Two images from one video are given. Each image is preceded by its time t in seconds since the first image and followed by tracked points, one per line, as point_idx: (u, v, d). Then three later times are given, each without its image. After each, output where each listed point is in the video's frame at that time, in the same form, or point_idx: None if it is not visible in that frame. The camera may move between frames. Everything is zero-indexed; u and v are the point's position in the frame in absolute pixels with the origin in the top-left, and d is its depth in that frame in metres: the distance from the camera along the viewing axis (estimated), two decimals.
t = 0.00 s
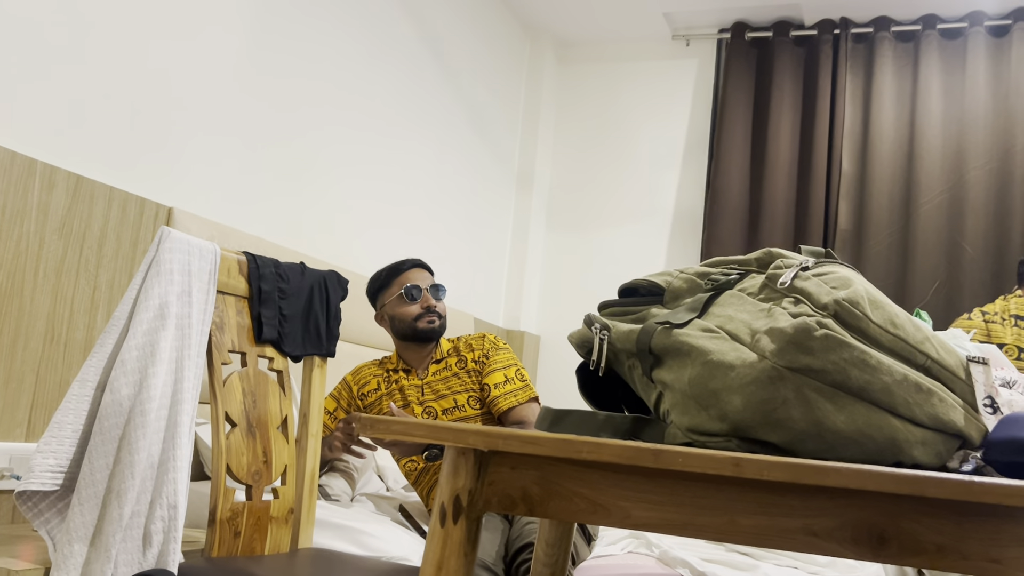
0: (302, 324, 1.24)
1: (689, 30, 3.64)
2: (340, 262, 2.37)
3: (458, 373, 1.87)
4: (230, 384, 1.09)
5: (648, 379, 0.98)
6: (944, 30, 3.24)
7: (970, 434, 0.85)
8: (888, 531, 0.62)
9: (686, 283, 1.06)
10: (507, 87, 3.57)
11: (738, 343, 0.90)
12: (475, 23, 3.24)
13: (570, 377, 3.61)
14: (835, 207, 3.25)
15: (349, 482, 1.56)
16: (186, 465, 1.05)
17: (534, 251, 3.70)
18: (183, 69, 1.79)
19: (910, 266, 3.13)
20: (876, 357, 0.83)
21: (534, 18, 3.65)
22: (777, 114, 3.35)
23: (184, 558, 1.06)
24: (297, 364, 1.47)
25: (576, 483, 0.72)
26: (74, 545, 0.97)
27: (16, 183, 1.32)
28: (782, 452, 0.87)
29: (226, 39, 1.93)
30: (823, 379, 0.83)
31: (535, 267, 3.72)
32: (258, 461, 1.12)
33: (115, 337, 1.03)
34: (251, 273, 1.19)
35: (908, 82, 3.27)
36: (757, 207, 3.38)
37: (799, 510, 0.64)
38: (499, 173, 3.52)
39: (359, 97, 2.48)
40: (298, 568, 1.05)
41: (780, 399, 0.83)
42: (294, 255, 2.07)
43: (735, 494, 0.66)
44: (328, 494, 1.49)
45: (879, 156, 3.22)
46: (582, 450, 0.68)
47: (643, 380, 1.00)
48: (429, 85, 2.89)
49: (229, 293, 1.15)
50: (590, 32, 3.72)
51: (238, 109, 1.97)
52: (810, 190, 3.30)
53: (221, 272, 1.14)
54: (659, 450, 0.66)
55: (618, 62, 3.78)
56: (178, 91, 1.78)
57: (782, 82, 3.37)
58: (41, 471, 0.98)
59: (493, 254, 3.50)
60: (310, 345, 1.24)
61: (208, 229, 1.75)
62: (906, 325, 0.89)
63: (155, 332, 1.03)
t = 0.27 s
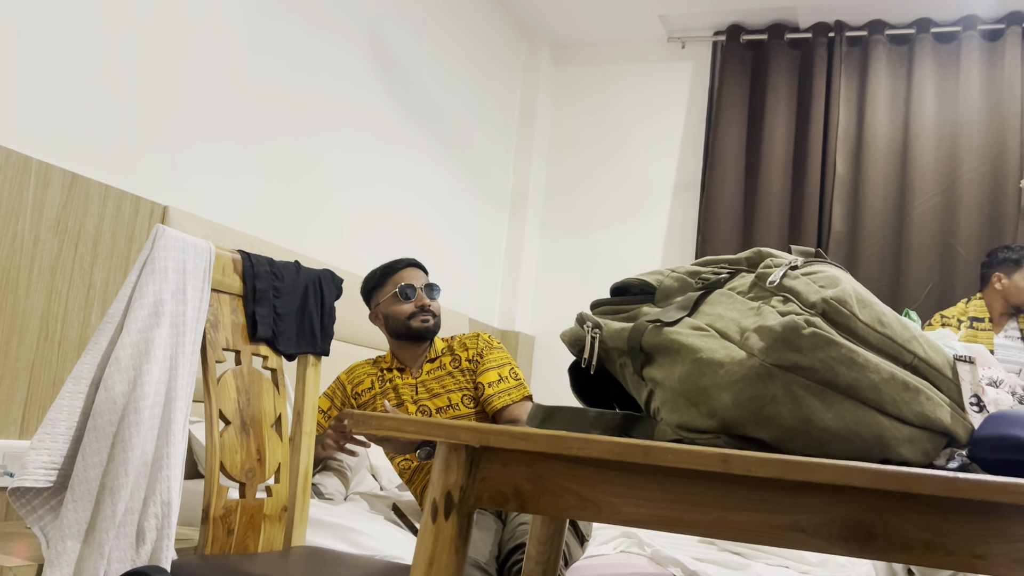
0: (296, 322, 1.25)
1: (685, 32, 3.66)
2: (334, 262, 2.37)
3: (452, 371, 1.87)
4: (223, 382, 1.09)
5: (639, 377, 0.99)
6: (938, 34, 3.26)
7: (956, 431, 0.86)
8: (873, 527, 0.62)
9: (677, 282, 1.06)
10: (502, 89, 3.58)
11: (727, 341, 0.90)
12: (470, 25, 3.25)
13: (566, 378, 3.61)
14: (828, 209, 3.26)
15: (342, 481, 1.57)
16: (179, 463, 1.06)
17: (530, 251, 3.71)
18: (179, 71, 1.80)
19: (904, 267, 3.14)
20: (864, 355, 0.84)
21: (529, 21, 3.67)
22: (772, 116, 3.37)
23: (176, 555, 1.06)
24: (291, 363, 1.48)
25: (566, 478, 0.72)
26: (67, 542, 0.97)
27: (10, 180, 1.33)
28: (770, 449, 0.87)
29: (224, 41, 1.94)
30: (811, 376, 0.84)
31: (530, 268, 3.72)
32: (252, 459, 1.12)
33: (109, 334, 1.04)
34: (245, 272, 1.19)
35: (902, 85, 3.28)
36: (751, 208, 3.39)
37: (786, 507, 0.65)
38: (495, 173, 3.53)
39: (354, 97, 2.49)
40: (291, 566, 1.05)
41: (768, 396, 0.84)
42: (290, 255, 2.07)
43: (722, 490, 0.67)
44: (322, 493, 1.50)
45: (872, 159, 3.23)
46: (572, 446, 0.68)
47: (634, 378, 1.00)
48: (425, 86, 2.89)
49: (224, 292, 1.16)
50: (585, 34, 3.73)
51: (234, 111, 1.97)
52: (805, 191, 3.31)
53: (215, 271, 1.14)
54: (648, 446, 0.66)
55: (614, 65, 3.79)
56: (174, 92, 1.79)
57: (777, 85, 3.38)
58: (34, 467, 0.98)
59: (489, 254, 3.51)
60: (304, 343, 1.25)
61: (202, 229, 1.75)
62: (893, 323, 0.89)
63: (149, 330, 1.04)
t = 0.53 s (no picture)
0: (303, 320, 1.29)
1: (678, 43, 3.70)
2: (339, 261, 2.41)
3: (454, 368, 1.91)
4: (233, 377, 1.13)
5: (634, 372, 1.02)
6: (922, 46, 3.30)
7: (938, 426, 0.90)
8: (860, 518, 0.65)
9: (670, 281, 1.10)
10: (502, 93, 3.62)
11: (718, 338, 0.94)
12: (471, 30, 3.28)
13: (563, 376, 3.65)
14: (817, 213, 3.29)
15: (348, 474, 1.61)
16: (189, 454, 1.09)
17: (528, 251, 3.75)
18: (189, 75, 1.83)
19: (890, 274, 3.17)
20: (850, 352, 0.87)
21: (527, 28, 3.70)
22: (764, 121, 3.41)
23: (187, 545, 1.10)
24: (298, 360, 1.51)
25: (563, 470, 0.76)
26: (81, 531, 1.01)
27: (29, 183, 1.36)
28: (760, 442, 0.91)
29: (233, 46, 1.98)
30: (799, 372, 0.87)
31: (528, 268, 3.76)
32: (260, 452, 1.16)
33: (122, 330, 1.07)
34: (254, 271, 1.23)
35: (889, 92, 3.32)
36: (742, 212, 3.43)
37: (775, 498, 0.67)
38: (495, 174, 3.57)
39: (357, 101, 2.52)
40: (297, 557, 1.08)
41: (757, 392, 0.88)
42: (295, 254, 2.11)
43: (715, 482, 0.70)
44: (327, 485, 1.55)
45: (859, 166, 3.27)
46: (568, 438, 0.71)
47: (629, 373, 1.04)
48: (426, 90, 2.93)
49: (233, 290, 1.20)
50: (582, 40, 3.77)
51: (242, 114, 2.01)
52: (793, 192, 3.34)
53: (225, 270, 1.18)
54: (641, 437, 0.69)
55: (609, 71, 3.83)
56: (185, 96, 1.82)
57: (767, 93, 3.43)
58: (50, 459, 1.02)
59: (490, 254, 3.55)
60: (311, 340, 1.29)
61: (211, 230, 1.79)
62: (879, 322, 0.93)
63: (161, 326, 1.08)
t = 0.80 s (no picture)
0: (337, 320, 1.52)
1: (648, 96, 3.91)
2: (363, 271, 2.64)
3: (462, 362, 2.16)
4: (280, 366, 1.38)
5: (615, 359, 1.25)
6: (847, 98, 3.54)
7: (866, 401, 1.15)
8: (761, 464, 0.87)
9: (644, 283, 1.32)
10: (505, 114, 3.82)
11: (685, 329, 1.20)
12: (476, 59, 3.51)
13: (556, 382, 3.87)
14: (783, 229, 3.49)
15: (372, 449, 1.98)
16: (243, 429, 1.33)
17: (522, 264, 3.97)
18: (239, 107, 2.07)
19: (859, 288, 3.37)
20: (792, 340, 1.14)
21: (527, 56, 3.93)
22: (715, 159, 3.64)
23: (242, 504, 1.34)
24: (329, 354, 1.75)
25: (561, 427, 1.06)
26: (156, 489, 1.25)
27: (115, 204, 1.60)
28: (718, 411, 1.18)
29: (275, 80, 2.21)
30: (753, 356, 1.14)
31: (523, 279, 3.99)
32: (301, 429, 1.41)
33: (189, 327, 1.31)
34: (297, 279, 1.47)
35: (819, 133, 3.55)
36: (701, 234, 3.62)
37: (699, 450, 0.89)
38: (499, 194, 3.78)
39: (377, 131, 2.75)
40: (333, 515, 1.32)
41: (721, 369, 1.15)
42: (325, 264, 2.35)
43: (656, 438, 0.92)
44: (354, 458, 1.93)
45: (795, 200, 3.50)
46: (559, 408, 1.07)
47: (609, 358, 1.27)
48: (435, 115, 3.15)
49: (279, 294, 1.44)
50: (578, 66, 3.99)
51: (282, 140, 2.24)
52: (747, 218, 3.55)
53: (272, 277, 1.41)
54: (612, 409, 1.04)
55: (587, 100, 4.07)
56: (236, 127, 2.06)
57: (721, 139, 3.66)
58: (132, 432, 1.25)
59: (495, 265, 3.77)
60: (344, 337, 1.53)
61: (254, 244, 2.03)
62: (818, 317, 1.20)
63: (221, 324, 1.31)
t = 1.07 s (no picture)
0: (340, 319, 1.52)
1: (650, 96, 3.92)
2: (366, 272, 2.65)
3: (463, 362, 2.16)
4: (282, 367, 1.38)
5: (616, 358, 1.26)
6: (852, 100, 3.54)
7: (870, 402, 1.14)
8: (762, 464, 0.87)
9: (646, 284, 1.32)
10: (508, 116, 3.83)
11: (688, 329, 1.20)
12: (480, 62, 3.52)
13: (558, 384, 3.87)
14: (788, 230, 3.49)
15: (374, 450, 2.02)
16: (246, 429, 1.33)
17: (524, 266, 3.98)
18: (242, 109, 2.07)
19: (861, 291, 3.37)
20: (795, 341, 1.14)
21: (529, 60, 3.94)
22: (717, 164, 3.63)
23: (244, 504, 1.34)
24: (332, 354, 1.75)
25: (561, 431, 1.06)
26: (159, 489, 1.25)
27: (119, 204, 1.60)
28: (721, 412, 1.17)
29: (278, 81, 2.22)
30: (756, 357, 1.14)
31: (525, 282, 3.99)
32: (303, 429, 1.41)
33: (192, 327, 1.31)
34: (299, 279, 1.47)
35: (815, 138, 3.56)
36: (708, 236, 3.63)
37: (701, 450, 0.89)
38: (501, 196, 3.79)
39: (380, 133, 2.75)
40: (334, 515, 1.32)
41: (724, 371, 1.15)
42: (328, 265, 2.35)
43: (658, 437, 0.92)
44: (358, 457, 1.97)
45: (799, 201, 3.50)
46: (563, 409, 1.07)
47: (612, 359, 1.27)
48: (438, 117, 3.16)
49: (282, 294, 1.44)
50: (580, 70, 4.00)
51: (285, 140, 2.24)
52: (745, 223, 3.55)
53: (276, 277, 1.41)
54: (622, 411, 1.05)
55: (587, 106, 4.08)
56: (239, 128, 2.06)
57: (723, 138, 3.65)
58: (135, 431, 1.26)
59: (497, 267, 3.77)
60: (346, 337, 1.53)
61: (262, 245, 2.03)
62: (820, 318, 1.20)
63: (225, 323, 1.31)
